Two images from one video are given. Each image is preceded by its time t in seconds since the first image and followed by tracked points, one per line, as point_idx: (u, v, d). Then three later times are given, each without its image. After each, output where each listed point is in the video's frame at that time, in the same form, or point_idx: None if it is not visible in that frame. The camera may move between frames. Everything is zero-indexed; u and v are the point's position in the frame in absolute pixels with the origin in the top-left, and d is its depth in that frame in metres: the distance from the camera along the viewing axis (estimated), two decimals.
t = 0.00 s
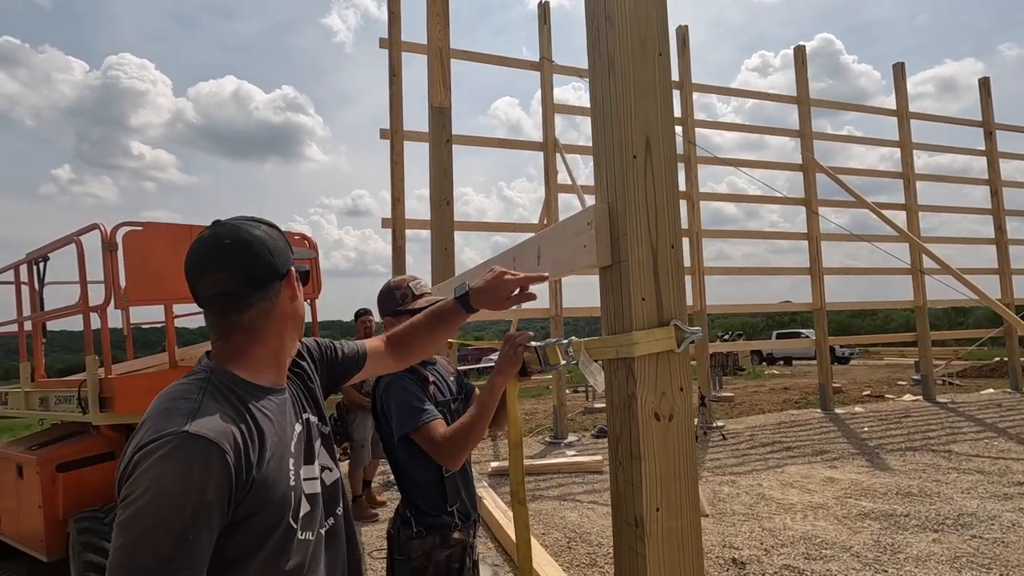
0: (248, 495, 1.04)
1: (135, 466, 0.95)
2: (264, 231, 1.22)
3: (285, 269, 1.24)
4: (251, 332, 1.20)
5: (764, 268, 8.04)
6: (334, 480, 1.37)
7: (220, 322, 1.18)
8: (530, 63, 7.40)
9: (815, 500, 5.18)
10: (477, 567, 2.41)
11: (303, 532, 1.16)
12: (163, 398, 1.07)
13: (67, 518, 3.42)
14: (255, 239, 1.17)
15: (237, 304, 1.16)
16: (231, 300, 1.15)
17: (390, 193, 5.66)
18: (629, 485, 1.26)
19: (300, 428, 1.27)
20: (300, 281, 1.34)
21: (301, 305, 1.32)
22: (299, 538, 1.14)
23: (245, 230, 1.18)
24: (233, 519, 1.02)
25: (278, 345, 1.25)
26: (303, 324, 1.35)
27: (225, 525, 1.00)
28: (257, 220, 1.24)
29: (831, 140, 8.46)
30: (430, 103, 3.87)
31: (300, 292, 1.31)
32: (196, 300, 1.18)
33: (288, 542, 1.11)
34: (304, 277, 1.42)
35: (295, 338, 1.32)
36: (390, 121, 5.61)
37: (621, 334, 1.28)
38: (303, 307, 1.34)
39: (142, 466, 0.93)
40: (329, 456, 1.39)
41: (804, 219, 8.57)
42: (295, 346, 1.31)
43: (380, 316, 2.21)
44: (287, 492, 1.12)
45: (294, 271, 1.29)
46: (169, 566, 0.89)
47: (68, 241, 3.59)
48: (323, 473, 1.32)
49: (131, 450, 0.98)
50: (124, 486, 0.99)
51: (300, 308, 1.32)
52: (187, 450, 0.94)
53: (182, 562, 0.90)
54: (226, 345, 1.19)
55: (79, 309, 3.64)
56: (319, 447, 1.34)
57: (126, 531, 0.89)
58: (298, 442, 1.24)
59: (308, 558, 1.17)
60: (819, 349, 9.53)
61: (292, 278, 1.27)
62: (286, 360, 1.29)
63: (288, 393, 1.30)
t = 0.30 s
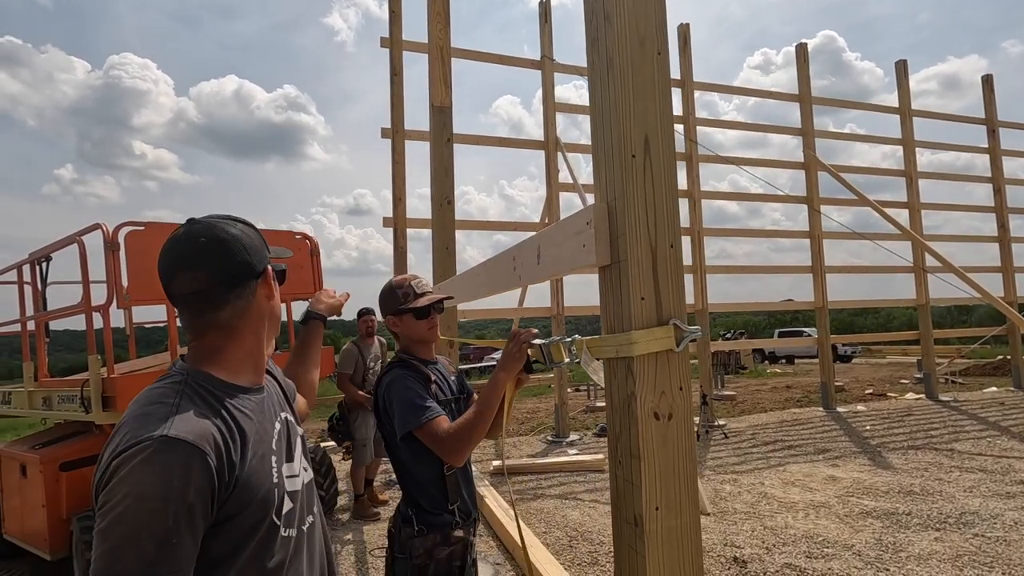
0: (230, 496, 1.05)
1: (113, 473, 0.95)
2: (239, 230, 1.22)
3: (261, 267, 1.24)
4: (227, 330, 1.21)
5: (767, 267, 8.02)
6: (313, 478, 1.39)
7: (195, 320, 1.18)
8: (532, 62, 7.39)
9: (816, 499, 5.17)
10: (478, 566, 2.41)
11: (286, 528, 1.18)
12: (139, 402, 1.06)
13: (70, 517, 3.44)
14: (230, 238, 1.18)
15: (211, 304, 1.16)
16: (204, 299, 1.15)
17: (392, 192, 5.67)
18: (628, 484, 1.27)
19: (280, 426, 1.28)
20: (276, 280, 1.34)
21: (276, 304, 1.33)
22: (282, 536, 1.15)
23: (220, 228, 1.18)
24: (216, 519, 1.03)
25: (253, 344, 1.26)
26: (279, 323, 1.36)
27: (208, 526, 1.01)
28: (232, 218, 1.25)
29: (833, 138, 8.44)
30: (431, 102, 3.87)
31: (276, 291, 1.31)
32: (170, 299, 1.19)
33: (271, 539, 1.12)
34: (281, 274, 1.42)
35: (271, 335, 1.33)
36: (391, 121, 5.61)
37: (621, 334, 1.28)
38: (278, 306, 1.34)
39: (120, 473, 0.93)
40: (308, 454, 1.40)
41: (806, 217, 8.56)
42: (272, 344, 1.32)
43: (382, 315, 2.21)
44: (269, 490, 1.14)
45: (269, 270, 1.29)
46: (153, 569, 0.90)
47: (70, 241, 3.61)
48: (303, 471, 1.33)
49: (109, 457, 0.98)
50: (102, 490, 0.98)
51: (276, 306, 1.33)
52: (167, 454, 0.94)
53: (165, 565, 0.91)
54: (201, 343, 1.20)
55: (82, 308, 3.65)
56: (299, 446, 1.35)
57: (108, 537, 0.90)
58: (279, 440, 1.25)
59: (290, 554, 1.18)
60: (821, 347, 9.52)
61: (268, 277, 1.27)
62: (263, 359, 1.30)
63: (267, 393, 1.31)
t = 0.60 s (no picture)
0: (221, 480, 1.06)
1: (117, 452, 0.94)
2: (240, 226, 1.23)
3: (259, 265, 1.25)
4: (220, 321, 1.22)
5: (770, 265, 8.01)
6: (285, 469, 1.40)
7: (191, 310, 1.19)
8: (533, 61, 7.39)
9: (819, 498, 5.16)
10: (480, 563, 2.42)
11: (263, 515, 1.20)
12: (134, 388, 1.05)
13: (74, 516, 3.46)
14: (231, 234, 1.18)
15: (208, 295, 1.17)
16: (203, 289, 1.16)
17: (393, 191, 5.67)
18: (631, 482, 1.26)
19: (262, 419, 1.30)
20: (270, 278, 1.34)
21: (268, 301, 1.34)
22: (259, 522, 1.18)
23: (223, 224, 1.19)
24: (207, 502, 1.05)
25: (244, 337, 1.27)
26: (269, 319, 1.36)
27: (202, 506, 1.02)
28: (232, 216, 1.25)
29: (836, 136, 8.42)
30: (432, 101, 3.87)
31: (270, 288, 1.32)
32: (168, 288, 1.19)
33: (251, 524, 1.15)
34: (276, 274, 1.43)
35: (263, 330, 1.33)
36: (392, 120, 5.61)
37: (623, 331, 1.28)
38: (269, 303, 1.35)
39: (127, 452, 0.93)
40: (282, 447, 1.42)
41: (808, 215, 8.54)
42: (263, 340, 1.33)
43: (388, 310, 2.22)
44: (254, 475, 1.16)
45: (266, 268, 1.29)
46: (160, 546, 0.92)
47: (73, 240, 3.62)
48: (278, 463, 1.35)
49: (110, 437, 0.97)
50: (99, 473, 0.97)
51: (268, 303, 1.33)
52: (178, 435, 0.95)
53: (173, 542, 0.93)
54: (194, 331, 1.21)
55: (85, 307, 3.66)
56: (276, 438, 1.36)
57: (118, 517, 0.90)
58: (260, 431, 1.26)
59: (265, 540, 1.20)
60: (823, 345, 9.50)
61: (265, 274, 1.27)
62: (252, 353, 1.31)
63: (252, 384, 1.32)
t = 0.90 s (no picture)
0: (190, 471, 1.09)
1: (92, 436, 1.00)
2: (242, 230, 1.25)
3: (258, 267, 1.27)
4: (216, 319, 1.23)
5: (773, 264, 7.98)
6: (280, 468, 1.42)
7: (188, 306, 1.22)
8: (535, 59, 7.38)
9: (823, 496, 5.15)
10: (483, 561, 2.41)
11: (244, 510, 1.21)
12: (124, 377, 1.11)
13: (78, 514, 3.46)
14: (230, 235, 1.21)
15: (204, 293, 1.19)
16: (198, 287, 1.18)
17: (396, 190, 5.66)
18: (636, 479, 1.26)
19: (253, 416, 1.31)
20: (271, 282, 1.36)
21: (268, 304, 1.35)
22: (237, 517, 1.19)
23: (226, 227, 1.22)
24: (174, 490, 1.07)
25: (239, 336, 1.28)
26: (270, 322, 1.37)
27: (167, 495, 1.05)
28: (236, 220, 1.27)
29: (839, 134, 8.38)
30: (435, 99, 3.86)
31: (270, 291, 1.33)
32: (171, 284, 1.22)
33: (227, 518, 1.16)
34: (280, 276, 1.44)
35: (261, 332, 1.34)
36: (395, 118, 5.60)
37: (628, 328, 1.27)
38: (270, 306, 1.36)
39: (97, 436, 0.99)
40: (280, 446, 1.43)
41: (812, 213, 8.52)
42: (261, 341, 1.33)
43: (390, 309, 2.21)
44: (231, 470, 1.17)
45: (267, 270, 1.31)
46: (113, 528, 0.95)
47: (76, 240, 3.62)
48: (269, 460, 1.36)
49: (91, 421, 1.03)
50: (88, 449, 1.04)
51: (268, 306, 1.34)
52: (142, 423, 1.00)
53: (126, 525, 0.96)
54: (193, 327, 1.23)
55: (89, 306, 3.66)
56: (270, 438, 1.38)
57: (77, 493, 0.95)
58: (249, 428, 1.28)
59: (246, 536, 1.21)
60: (827, 344, 9.48)
61: (264, 277, 1.29)
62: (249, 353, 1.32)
63: (248, 383, 1.35)
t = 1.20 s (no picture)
0: (209, 461, 1.12)
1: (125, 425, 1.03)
2: (257, 250, 1.28)
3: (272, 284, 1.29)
4: (228, 328, 1.25)
5: (775, 262, 7.98)
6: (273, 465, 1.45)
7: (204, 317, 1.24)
8: (537, 58, 7.38)
9: (827, 495, 5.14)
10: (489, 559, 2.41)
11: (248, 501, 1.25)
12: (151, 373, 1.14)
13: (83, 513, 3.47)
14: (247, 252, 1.24)
15: (218, 304, 1.22)
16: (213, 301, 1.21)
17: (398, 189, 5.67)
18: (642, 477, 1.26)
19: (255, 414, 1.35)
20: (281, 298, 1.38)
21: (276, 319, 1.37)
22: (243, 507, 1.22)
23: (242, 246, 1.25)
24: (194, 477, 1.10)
25: (247, 345, 1.30)
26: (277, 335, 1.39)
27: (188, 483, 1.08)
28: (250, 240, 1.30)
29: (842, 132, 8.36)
30: (437, 98, 3.85)
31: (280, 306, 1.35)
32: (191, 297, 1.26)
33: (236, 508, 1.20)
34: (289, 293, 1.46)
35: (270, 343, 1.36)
36: (397, 118, 5.60)
37: (635, 329, 1.27)
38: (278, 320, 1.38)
39: (134, 425, 1.02)
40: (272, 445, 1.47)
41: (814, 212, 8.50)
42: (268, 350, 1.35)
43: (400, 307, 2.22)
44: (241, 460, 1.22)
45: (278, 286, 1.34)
46: (148, 509, 0.98)
47: (80, 240, 3.63)
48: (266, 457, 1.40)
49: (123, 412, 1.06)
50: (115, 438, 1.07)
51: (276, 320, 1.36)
52: (177, 413, 1.04)
53: (160, 507, 0.99)
54: (207, 334, 1.26)
55: (93, 306, 3.67)
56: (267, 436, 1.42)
57: (118, 474, 0.98)
58: (252, 424, 1.32)
59: (248, 526, 1.24)
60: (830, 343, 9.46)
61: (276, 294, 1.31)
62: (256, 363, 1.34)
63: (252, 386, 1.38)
